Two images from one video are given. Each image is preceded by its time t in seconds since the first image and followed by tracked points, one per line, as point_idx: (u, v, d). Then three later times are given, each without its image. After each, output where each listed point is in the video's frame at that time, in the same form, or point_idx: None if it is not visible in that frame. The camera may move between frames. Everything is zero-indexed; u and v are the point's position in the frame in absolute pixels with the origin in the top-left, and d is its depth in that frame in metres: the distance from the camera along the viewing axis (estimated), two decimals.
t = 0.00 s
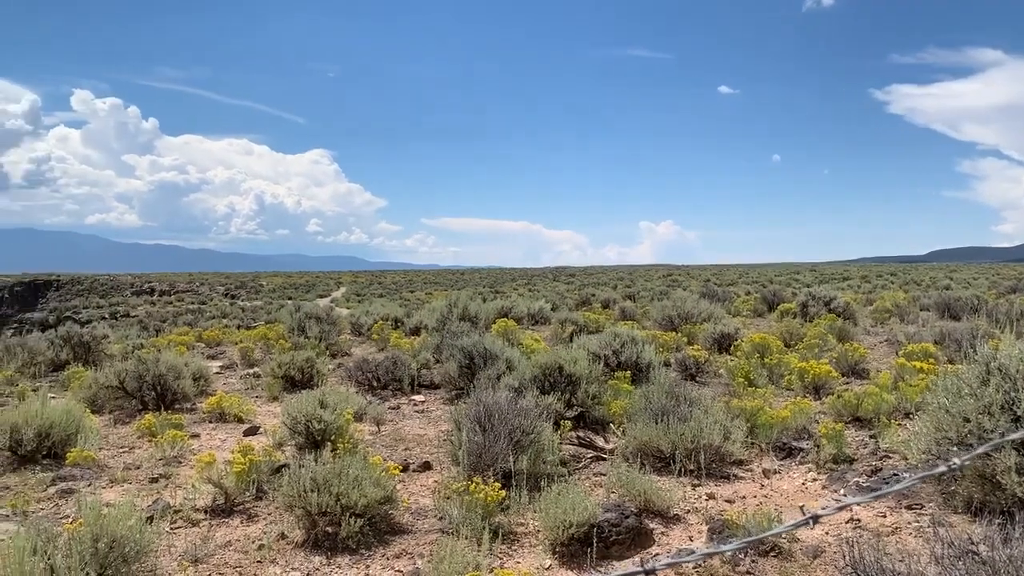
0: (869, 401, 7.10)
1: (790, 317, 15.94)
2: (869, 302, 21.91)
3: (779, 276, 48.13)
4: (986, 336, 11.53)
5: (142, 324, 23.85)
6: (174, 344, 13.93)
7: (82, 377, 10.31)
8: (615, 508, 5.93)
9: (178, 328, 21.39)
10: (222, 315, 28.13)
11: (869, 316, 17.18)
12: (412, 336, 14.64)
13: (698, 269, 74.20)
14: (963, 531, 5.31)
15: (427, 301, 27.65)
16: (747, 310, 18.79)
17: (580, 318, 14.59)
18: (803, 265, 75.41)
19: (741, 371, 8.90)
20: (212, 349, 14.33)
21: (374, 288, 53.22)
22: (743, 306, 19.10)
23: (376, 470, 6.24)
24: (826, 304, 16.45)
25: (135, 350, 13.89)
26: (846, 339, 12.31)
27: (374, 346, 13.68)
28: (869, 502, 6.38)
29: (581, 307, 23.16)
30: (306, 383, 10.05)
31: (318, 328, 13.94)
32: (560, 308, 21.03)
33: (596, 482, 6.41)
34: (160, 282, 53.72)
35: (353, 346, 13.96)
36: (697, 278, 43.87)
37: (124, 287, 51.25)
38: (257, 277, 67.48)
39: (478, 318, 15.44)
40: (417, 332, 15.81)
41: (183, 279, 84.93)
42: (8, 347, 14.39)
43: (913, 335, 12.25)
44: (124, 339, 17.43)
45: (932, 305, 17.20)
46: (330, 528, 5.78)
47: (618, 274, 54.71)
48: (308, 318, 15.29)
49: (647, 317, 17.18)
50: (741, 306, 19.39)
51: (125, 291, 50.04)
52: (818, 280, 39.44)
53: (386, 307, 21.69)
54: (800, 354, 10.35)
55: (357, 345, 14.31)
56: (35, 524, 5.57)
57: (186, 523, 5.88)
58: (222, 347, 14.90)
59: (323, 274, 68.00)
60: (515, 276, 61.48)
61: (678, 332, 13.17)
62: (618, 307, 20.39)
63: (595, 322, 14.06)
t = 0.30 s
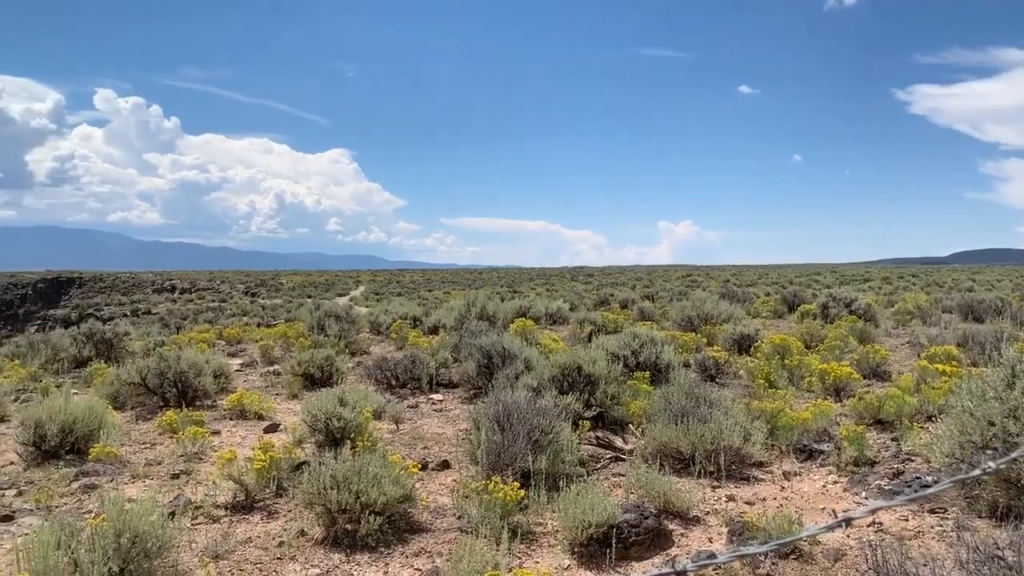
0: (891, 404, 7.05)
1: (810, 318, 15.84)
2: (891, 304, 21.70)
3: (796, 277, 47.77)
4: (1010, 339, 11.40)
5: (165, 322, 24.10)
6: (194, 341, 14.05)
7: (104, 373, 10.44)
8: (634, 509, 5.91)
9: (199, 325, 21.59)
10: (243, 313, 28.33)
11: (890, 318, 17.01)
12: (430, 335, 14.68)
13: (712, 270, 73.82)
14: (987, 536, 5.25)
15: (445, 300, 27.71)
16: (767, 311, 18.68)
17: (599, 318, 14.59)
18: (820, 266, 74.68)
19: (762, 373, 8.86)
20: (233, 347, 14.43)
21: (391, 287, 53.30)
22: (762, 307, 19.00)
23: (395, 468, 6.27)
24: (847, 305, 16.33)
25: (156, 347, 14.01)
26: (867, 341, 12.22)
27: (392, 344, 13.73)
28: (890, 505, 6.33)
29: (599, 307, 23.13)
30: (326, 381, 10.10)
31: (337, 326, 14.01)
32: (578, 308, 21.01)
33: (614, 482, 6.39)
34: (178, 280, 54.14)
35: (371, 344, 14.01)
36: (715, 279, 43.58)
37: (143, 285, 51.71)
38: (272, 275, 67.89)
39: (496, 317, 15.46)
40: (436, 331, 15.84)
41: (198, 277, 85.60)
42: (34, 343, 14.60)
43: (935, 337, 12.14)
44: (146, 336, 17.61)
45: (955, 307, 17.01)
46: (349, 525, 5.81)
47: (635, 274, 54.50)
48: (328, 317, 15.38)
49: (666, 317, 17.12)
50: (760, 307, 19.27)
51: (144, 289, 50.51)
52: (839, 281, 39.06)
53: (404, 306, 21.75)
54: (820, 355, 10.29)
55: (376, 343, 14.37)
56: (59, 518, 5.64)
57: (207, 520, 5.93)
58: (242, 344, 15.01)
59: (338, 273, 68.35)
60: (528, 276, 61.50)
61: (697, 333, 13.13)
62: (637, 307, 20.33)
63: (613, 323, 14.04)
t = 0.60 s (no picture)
0: (912, 405, 7.00)
1: (829, 319, 15.75)
2: (912, 305, 21.51)
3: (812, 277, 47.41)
4: None
5: (185, 318, 24.31)
6: (214, 338, 14.15)
7: (125, 368, 10.53)
8: (651, 508, 5.88)
9: (218, 322, 21.75)
10: (262, 310, 28.54)
11: (911, 319, 16.85)
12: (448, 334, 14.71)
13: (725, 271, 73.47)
14: (1010, 540, 5.18)
15: (462, 299, 27.76)
16: (786, 311, 18.57)
17: (616, 317, 14.58)
18: (835, 268, 74.07)
19: (781, 373, 8.82)
20: (252, 343, 14.53)
21: (406, 285, 53.40)
22: (781, 307, 18.90)
23: (413, 465, 6.29)
24: (867, 306, 16.21)
25: (175, 343, 14.12)
26: (887, 341, 12.13)
27: (409, 342, 13.77)
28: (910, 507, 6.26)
29: (617, 306, 23.09)
30: (343, 378, 10.13)
31: (355, 324, 14.07)
32: (595, 307, 20.98)
33: (632, 482, 6.37)
34: (194, 278, 54.53)
35: (389, 342, 14.05)
36: (732, 279, 43.33)
37: (160, 282, 52.15)
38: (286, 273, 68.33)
39: (513, 315, 15.47)
40: (453, 330, 15.87)
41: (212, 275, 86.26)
42: (56, 338, 14.76)
43: (957, 338, 12.03)
44: (166, 332, 17.76)
45: (978, 308, 16.83)
46: (367, 522, 5.82)
47: (652, 274, 54.20)
48: (346, 315, 15.46)
49: (683, 317, 17.06)
50: (779, 307, 19.16)
51: (161, 287, 50.95)
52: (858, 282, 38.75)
53: (421, 304, 21.81)
54: (840, 356, 10.24)
55: (393, 341, 14.42)
56: (80, 512, 5.69)
57: (226, 515, 5.97)
58: (261, 341, 15.11)
59: (352, 271, 68.61)
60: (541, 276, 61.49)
61: (716, 333, 13.09)
62: (654, 306, 20.28)
63: (631, 322, 14.01)
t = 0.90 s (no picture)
0: (933, 405, 6.95)
1: (850, 317, 15.63)
2: (935, 303, 21.28)
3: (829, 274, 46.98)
4: None
5: (206, 314, 24.55)
6: (234, 334, 14.28)
7: (146, 364, 10.64)
8: (670, 507, 5.87)
9: (238, 318, 21.94)
10: (281, 306, 28.77)
11: (932, 317, 16.67)
12: (465, 331, 14.74)
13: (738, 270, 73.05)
14: None
15: (480, 296, 27.83)
16: (805, 309, 18.44)
17: (634, 315, 14.57)
18: (850, 266, 73.44)
19: (800, 371, 8.78)
20: (271, 340, 14.64)
21: (421, 283, 53.51)
22: (801, 305, 18.78)
23: (431, 462, 6.31)
24: (888, 304, 16.07)
25: (195, 339, 14.25)
26: (909, 340, 12.02)
27: (427, 340, 13.81)
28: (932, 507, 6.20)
29: (636, 304, 23.06)
30: (362, 375, 10.18)
31: (373, 321, 14.13)
32: (613, 304, 20.95)
33: (650, 480, 6.36)
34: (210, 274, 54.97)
35: (407, 339, 14.09)
36: (750, 277, 42.99)
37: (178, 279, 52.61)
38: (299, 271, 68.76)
39: (531, 313, 15.48)
40: (470, 327, 15.88)
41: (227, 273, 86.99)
42: (79, 334, 14.93)
43: (981, 337, 11.89)
44: (186, 328, 17.92)
45: (1001, 307, 16.61)
46: (386, 518, 5.85)
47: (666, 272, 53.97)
48: (365, 312, 15.55)
49: (702, 315, 16.99)
50: (799, 305, 19.02)
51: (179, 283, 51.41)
52: (878, 280, 38.44)
53: (438, 301, 21.87)
54: (860, 354, 10.17)
55: (411, 337, 14.47)
56: (103, 506, 5.74)
57: (246, 510, 6.02)
58: (280, 338, 15.21)
59: (365, 269, 68.92)
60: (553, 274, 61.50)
61: (734, 331, 13.04)
62: (673, 304, 20.22)
63: (649, 320, 13.98)
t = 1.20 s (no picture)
0: (958, 403, 6.88)
1: (872, 315, 15.50)
2: (960, 300, 21.03)
3: (847, 271, 46.47)
4: None
5: (230, 311, 24.83)
6: (256, 331, 14.41)
7: (169, 361, 10.76)
8: (691, 505, 5.85)
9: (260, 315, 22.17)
10: (302, 303, 29.02)
11: (957, 315, 16.48)
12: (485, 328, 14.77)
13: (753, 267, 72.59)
14: None
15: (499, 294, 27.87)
16: (827, 307, 18.30)
17: (655, 313, 14.54)
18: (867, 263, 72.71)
19: (822, 369, 8.74)
20: (293, 337, 14.77)
21: (437, 280, 53.74)
22: (823, 302, 18.64)
23: (451, 458, 6.33)
24: (911, 301, 15.91)
25: (218, 336, 14.39)
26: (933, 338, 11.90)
27: (447, 337, 13.85)
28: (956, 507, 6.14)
29: (656, 301, 23.00)
30: (382, 372, 10.23)
31: (394, 318, 14.18)
32: (634, 301, 20.92)
33: (671, 478, 6.34)
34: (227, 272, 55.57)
35: (427, 336, 14.14)
36: (768, 275, 42.69)
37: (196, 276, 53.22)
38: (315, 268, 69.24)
39: (551, 310, 15.50)
40: (490, 324, 15.90)
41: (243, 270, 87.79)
42: (103, 330, 15.12)
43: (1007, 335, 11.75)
44: (209, 325, 18.12)
45: None
46: (407, 515, 5.87)
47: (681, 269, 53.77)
48: (385, 309, 15.63)
49: (722, 313, 16.91)
50: (821, 303, 18.87)
51: (199, 281, 52.05)
52: (899, 277, 38.02)
53: (457, 299, 21.94)
54: (883, 352, 10.10)
55: (431, 335, 14.52)
56: (128, 501, 5.81)
57: (268, 506, 6.07)
58: (302, 334, 15.32)
59: (380, 266, 69.21)
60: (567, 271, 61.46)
61: (755, 328, 12.98)
62: (693, 302, 20.15)
63: (669, 317, 13.94)
